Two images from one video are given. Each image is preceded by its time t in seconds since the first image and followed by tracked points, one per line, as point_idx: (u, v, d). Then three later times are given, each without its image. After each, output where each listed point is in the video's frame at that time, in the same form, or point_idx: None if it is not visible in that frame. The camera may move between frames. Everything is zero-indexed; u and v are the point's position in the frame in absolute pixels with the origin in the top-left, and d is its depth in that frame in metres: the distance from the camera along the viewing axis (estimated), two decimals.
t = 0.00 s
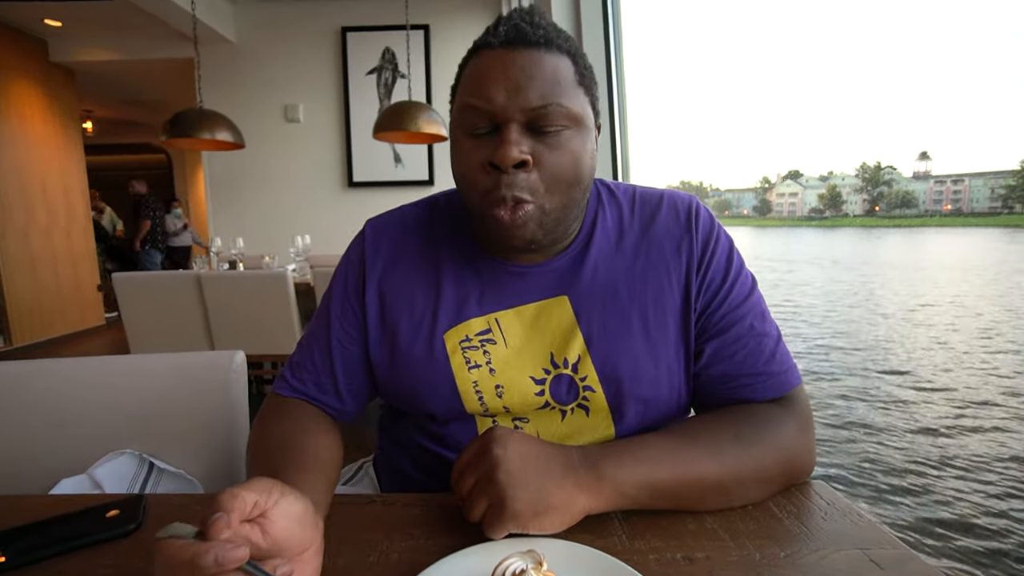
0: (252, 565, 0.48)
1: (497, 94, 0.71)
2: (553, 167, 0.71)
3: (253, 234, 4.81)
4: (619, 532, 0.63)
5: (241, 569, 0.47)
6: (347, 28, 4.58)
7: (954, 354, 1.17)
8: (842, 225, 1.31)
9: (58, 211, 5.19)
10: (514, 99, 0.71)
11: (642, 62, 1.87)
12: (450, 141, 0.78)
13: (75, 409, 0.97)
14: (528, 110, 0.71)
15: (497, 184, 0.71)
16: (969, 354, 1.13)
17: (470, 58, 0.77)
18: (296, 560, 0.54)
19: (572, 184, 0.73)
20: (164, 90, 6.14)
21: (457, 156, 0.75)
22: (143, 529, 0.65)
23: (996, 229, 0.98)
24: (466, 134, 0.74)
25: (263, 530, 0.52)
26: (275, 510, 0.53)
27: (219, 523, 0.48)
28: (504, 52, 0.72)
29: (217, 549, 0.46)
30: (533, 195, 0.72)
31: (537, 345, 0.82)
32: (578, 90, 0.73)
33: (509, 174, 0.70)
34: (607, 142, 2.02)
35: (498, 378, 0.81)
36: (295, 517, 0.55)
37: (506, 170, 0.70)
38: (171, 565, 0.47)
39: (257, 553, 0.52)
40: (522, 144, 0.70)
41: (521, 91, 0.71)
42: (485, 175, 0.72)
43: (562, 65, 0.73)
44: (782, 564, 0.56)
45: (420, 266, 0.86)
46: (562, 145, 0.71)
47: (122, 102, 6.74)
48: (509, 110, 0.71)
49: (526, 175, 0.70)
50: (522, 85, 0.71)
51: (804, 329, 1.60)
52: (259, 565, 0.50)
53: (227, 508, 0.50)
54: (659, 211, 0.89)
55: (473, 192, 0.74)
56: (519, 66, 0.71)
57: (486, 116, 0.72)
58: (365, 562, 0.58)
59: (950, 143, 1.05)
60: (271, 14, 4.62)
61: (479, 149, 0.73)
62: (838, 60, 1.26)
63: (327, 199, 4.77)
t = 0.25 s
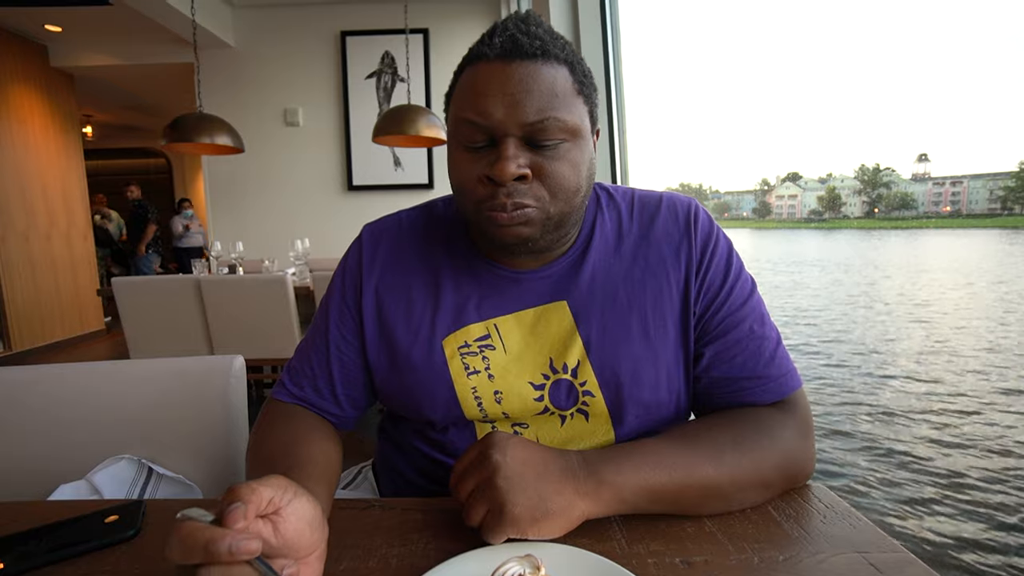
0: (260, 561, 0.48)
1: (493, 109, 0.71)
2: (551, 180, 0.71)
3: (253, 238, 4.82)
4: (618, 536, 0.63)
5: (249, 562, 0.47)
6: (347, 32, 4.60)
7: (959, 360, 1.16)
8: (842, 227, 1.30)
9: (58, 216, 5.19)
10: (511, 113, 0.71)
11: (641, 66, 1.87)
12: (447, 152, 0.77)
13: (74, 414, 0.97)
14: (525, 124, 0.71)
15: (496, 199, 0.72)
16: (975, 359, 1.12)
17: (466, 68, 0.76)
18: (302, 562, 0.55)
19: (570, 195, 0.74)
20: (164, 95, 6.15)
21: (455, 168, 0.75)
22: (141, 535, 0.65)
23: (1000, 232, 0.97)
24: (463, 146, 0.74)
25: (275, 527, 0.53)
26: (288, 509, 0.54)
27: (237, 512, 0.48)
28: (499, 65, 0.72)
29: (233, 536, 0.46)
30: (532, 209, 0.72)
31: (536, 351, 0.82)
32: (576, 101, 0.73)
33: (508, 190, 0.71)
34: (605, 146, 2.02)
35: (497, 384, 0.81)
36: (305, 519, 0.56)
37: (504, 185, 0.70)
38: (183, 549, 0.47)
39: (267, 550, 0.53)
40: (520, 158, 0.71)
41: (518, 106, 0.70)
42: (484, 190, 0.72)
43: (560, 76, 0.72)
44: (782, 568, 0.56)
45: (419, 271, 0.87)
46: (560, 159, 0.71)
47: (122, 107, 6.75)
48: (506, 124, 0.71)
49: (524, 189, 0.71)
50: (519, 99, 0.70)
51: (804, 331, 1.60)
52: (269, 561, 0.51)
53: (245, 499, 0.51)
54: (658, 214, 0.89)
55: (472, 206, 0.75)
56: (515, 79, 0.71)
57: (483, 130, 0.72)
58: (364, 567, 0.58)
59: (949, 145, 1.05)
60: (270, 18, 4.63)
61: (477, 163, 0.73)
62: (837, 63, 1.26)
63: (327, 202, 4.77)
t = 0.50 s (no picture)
0: (263, 556, 0.48)
1: (492, 108, 0.71)
2: (550, 180, 0.71)
3: (252, 235, 4.81)
4: (616, 532, 0.63)
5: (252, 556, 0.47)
6: (346, 29, 4.58)
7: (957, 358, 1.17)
8: (841, 225, 1.32)
9: (56, 213, 5.18)
10: (509, 113, 0.71)
11: (641, 63, 1.87)
12: (446, 151, 0.77)
13: (72, 411, 0.97)
14: (524, 124, 0.70)
15: (495, 199, 0.72)
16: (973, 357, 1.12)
17: (465, 65, 0.76)
18: (303, 559, 0.54)
19: (569, 195, 0.74)
20: (162, 91, 6.13)
21: (454, 167, 0.76)
22: (141, 531, 0.65)
23: (998, 228, 0.98)
24: (462, 145, 0.74)
25: (277, 522, 0.52)
26: (291, 506, 0.54)
27: (242, 505, 0.49)
28: (498, 63, 0.71)
29: (238, 531, 0.46)
30: (530, 209, 0.72)
31: (534, 348, 0.82)
32: (575, 100, 0.73)
33: (506, 189, 0.71)
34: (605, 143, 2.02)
35: (496, 381, 0.81)
36: (307, 516, 0.55)
37: (502, 185, 0.70)
38: (187, 541, 0.47)
39: (269, 545, 0.52)
40: (518, 158, 0.71)
41: (517, 105, 0.70)
42: (482, 189, 0.72)
43: (560, 75, 0.72)
44: (779, 563, 0.56)
45: (417, 268, 0.86)
46: (558, 159, 0.71)
47: (121, 103, 6.73)
48: (505, 124, 0.71)
49: (523, 189, 0.71)
50: (518, 98, 0.70)
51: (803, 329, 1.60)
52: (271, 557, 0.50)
53: (249, 494, 0.51)
54: (657, 211, 0.89)
55: (470, 205, 0.75)
56: (514, 78, 0.71)
57: (482, 129, 0.72)
58: (363, 563, 0.58)
59: (949, 143, 1.05)
60: (268, 14, 4.61)
61: (475, 162, 0.73)
62: (837, 60, 1.26)
63: (326, 199, 4.77)
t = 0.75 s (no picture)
0: (263, 553, 0.48)
1: (490, 108, 0.71)
2: (549, 181, 0.71)
3: (250, 233, 4.80)
4: (615, 530, 0.63)
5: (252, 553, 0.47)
6: (345, 27, 4.57)
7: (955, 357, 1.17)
8: (839, 225, 1.32)
9: (54, 210, 5.17)
10: (508, 114, 0.70)
11: (640, 62, 1.87)
12: (445, 151, 0.77)
13: (70, 408, 0.97)
14: (522, 124, 0.70)
15: (493, 199, 0.72)
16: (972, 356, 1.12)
17: (463, 65, 0.76)
18: (304, 557, 0.54)
19: (568, 196, 0.74)
20: (160, 89, 6.11)
21: (452, 167, 0.76)
22: (138, 528, 0.65)
23: (996, 228, 0.98)
24: (461, 146, 0.74)
25: (276, 519, 0.52)
26: (291, 503, 0.54)
27: (241, 503, 0.49)
28: (497, 64, 0.71)
29: (238, 528, 0.47)
30: (529, 209, 0.72)
31: (534, 346, 0.82)
32: (574, 100, 0.73)
33: (505, 190, 0.71)
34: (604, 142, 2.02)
35: (495, 379, 0.81)
36: (307, 513, 0.55)
37: (501, 186, 0.70)
38: (187, 538, 0.47)
39: (270, 543, 0.53)
40: (517, 159, 0.71)
41: (515, 106, 0.70)
42: (481, 190, 0.72)
43: (558, 75, 0.72)
44: (777, 562, 0.56)
45: (416, 266, 0.86)
46: (557, 159, 0.71)
47: (119, 101, 6.72)
48: (503, 125, 0.71)
49: (521, 190, 0.71)
50: (516, 99, 0.70)
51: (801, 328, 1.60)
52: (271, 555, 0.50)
53: (249, 491, 0.51)
54: (656, 210, 0.89)
55: (469, 206, 0.75)
56: (512, 78, 0.70)
57: (480, 129, 0.72)
58: (361, 561, 0.58)
59: (947, 143, 1.05)
60: (267, 12, 4.60)
61: (474, 163, 0.73)
62: (836, 59, 1.26)
63: (325, 198, 4.76)
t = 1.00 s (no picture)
0: (271, 551, 0.50)
1: (497, 113, 0.71)
2: (555, 185, 0.72)
3: (253, 234, 4.81)
4: (618, 531, 0.63)
5: (259, 551, 0.49)
6: (347, 28, 4.58)
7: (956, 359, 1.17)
8: (842, 226, 1.32)
9: (57, 211, 5.19)
10: (514, 118, 0.71)
11: (642, 63, 1.87)
12: (450, 154, 0.77)
13: (74, 408, 0.97)
14: (528, 129, 0.71)
15: (499, 203, 0.72)
16: (973, 357, 1.12)
17: (468, 68, 0.75)
18: (309, 556, 0.55)
19: (574, 199, 0.74)
20: (163, 90, 6.13)
21: (457, 171, 0.76)
22: (142, 528, 0.65)
23: (996, 230, 0.97)
24: (466, 150, 0.74)
25: (284, 517, 0.53)
26: (298, 502, 0.55)
27: (253, 499, 0.51)
28: (503, 68, 0.71)
29: (250, 522, 0.48)
30: (535, 213, 0.73)
31: (537, 347, 0.82)
32: (580, 104, 0.73)
33: (512, 195, 0.71)
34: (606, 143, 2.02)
35: (498, 379, 0.81)
36: (313, 513, 0.56)
37: (507, 190, 0.71)
38: (201, 528, 0.49)
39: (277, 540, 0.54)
40: (523, 164, 0.71)
41: (522, 111, 0.70)
42: (487, 194, 0.73)
43: (564, 80, 0.72)
44: (780, 563, 0.56)
45: (419, 267, 0.86)
46: (562, 163, 0.72)
47: (122, 102, 6.74)
48: (509, 129, 0.71)
49: (528, 195, 0.72)
50: (523, 104, 0.70)
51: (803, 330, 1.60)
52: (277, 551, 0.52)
53: (260, 487, 0.52)
54: (659, 210, 0.89)
55: (474, 209, 0.75)
56: (518, 83, 0.70)
57: (486, 134, 0.72)
58: (364, 561, 0.58)
59: (950, 144, 1.05)
60: (270, 13, 4.61)
61: (479, 168, 0.73)
62: (839, 60, 1.26)
63: (327, 199, 4.77)
